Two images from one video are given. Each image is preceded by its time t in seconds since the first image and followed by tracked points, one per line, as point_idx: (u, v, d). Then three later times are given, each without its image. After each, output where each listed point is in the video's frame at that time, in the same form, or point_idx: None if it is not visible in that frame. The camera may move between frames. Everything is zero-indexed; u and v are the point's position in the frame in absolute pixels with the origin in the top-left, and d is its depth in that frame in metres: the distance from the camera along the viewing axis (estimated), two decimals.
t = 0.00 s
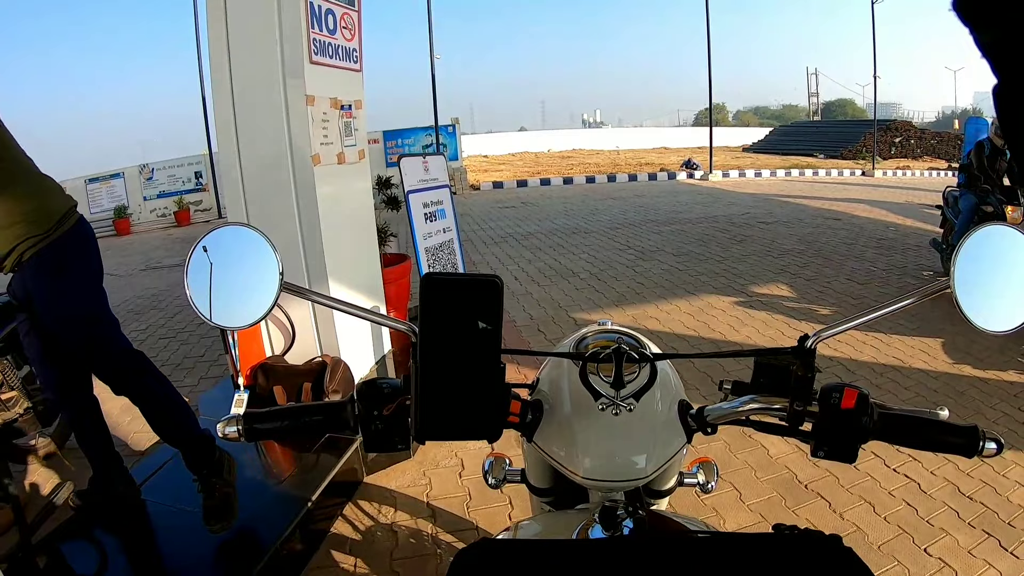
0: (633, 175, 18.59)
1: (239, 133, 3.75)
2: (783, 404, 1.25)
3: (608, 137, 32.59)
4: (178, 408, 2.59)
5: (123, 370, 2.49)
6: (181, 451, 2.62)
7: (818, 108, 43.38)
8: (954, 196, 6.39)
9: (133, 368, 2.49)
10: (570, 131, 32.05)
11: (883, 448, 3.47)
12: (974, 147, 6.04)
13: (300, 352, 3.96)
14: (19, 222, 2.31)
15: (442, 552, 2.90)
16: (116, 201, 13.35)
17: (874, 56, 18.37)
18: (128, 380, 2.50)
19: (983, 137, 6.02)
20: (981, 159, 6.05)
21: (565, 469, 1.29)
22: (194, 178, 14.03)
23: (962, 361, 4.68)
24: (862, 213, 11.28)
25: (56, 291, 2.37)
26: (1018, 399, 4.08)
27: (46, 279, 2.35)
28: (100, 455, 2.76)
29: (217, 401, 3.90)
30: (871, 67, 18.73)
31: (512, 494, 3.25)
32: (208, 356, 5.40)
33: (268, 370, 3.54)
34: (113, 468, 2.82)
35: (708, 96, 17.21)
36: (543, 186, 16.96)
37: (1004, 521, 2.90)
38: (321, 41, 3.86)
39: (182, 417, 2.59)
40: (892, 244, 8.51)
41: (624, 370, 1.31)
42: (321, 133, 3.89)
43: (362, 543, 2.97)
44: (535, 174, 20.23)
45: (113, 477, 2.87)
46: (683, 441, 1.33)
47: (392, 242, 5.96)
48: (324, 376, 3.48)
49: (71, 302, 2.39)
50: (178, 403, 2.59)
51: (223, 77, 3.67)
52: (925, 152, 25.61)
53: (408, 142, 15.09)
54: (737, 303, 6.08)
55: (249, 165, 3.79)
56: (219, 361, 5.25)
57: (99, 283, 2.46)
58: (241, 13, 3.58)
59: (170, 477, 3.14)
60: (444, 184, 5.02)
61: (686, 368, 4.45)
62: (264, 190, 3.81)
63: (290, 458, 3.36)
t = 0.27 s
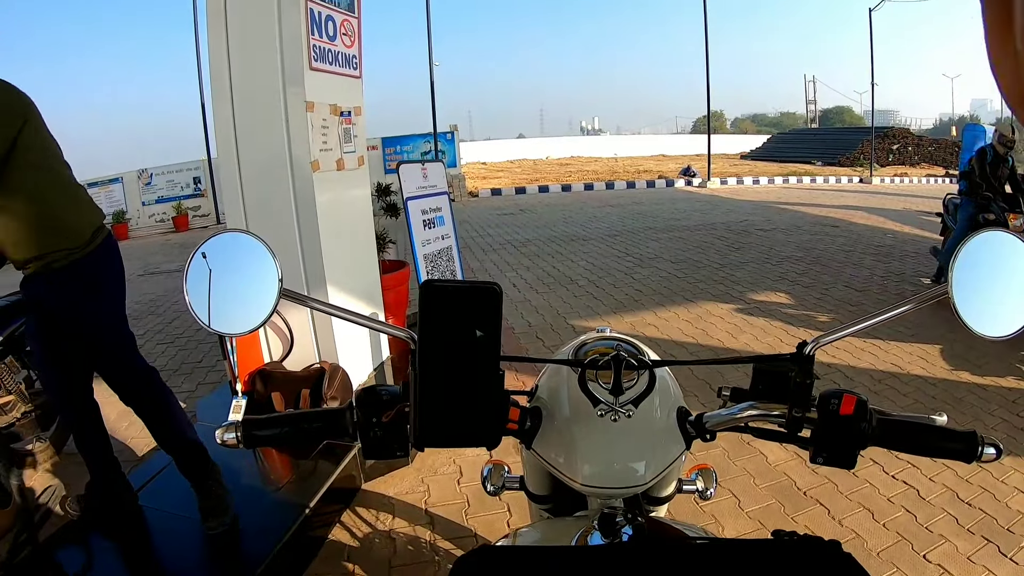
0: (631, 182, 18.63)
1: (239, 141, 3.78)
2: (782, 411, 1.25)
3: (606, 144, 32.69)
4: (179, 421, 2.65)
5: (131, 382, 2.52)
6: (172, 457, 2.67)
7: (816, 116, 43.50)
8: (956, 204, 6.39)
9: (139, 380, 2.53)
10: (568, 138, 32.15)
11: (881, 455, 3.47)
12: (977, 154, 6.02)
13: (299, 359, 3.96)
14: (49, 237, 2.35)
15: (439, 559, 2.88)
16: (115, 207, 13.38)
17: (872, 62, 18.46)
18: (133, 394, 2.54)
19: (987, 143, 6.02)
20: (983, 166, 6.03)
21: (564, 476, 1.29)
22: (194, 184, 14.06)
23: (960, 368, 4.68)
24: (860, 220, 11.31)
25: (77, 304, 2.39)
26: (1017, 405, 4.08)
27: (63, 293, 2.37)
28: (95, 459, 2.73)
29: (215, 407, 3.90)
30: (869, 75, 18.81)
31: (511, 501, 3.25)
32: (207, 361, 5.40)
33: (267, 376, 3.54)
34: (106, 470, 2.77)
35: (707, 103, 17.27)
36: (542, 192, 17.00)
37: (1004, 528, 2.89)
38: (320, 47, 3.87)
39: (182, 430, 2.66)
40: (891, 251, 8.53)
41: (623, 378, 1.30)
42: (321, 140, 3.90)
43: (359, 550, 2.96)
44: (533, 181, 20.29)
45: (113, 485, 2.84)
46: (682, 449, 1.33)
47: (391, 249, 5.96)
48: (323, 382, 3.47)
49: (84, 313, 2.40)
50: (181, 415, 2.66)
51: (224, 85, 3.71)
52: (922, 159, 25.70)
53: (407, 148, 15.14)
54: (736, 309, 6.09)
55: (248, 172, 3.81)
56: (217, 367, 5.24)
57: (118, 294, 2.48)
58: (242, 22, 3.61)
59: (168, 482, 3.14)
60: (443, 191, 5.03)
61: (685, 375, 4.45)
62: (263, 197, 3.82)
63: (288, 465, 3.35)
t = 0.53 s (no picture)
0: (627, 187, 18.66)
1: (235, 145, 3.76)
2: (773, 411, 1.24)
3: (602, 150, 32.74)
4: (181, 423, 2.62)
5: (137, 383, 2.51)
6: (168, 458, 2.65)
7: (811, 120, 43.61)
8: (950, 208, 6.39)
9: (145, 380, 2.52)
10: (564, 143, 32.20)
11: (877, 458, 3.47)
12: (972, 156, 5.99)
13: (293, 362, 3.95)
14: (85, 243, 2.37)
15: (434, 564, 2.88)
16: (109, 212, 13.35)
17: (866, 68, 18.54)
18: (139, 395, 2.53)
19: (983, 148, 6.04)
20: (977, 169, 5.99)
21: (554, 478, 1.28)
22: (189, 188, 14.03)
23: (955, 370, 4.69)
24: (855, 224, 11.35)
25: (99, 310, 2.38)
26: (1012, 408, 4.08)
27: (88, 294, 2.37)
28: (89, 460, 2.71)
29: (208, 411, 3.87)
30: (863, 80, 18.90)
31: (506, 505, 3.23)
32: (201, 366, 5.37)
33: (261, 380, 3.52)
34: (98, 469, 2.75)
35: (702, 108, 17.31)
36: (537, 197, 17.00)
37: (1000, 529, 2.89)
38: (315, 51, 3.86)
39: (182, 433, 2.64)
40: (885, 255, 8.55)
41: (612, 379, 1.29)
42: (316, 143, 3.90)
43: (353, 554, 2.94)
44: (529, 186, 20.31)
45: (107, 488, 2.81)
46: (674, 449, 1.32)
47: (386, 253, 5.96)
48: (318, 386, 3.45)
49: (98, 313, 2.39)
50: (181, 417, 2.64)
51: (219, 89, 3.70)
52: (917, 164, 25.81)
53: (403, 153, 15.15)
54: (731, 313, 6.09)
55: (243, 176, 3.80)
56: (211, 371, 5.22)
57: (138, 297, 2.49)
58: (238, 25, 3.61)
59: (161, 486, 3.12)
60: (438, 195, 5.02)
61: (680, 378, 4.45)
62: (258, 200, 3.81)
63: (282, 469, 3.33)
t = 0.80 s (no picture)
0: (620, 189, 18.70)
1: (226, 151, 3.76)
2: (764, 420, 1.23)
3: (595, 153, 32.80)
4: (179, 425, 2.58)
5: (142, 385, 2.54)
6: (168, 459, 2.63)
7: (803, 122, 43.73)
8: (945, 210, 6.43)
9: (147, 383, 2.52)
10: (557, 146, 32.26)
11: (871, 459, 3.47)
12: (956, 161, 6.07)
13: (285, 369, 3.94)
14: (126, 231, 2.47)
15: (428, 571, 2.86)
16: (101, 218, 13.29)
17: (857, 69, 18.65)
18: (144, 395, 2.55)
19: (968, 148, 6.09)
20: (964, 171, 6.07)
21: (543, 489, 1.27)
22: (182, 194, 14.01)
23: (948, 371, 4.71)
24: (848, 225, 11.39)
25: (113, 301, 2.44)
26: (1005, 408, 4.10)
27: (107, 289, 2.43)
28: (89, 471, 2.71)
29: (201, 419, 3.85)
30: (854, 81, 19.02)
31: (500, 511, 3.22)
32: (194, 373, 5.34)
33: (254, 387, 3.48)
34: (99, 478, 2.74)
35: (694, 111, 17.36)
36: (530, 201, 17.01)
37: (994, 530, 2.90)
38: (307, 56, 3.85)
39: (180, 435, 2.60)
40: (878, 256, 8.59)
41: (599, 390, 1.30)
42: (307, 150, 3.88)
43: (348, 562, 2.90)
44: (523, 189, 20.34)
45: (102, 497, 2.80)
46: (663, 459, 1.32)
47: (379, 258, 5.94)
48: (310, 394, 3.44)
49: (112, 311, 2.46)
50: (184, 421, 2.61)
51: (212, 97, 3.70)
52: (908, 164, 25.96)
53: (396, 157, 15.15)
54: (725, 316, 6.10)
55: (235, 184, 3.78)
56: (205, 378, 5.19)
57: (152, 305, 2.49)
58: (229, 33, 3.61)
59: (157, 492, 3.12)
60: (430, 200, 5.01)
61: (673, 382, 4.44)
62: (251, 208, 3.79)
63: (275, 474, 3.31)
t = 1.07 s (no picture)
0: (616, 191, 18.70)
1: (221, 155, 3.73)
2: (767, 429, 1.23)
3: (591, 154, 32.82)
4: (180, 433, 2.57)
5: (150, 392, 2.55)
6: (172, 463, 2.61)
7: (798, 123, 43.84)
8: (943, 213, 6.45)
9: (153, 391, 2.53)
10: (553, 148, 32.26)
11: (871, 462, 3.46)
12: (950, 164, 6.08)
13: (281, 374, 3.92)
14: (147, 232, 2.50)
15: None
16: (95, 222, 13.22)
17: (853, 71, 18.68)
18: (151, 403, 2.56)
19: (960, 152, 6.07)
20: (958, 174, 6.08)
21: (543, 501, 1.25)
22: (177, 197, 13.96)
23: (946, 372, 4.70)
24: (844, 226, 11.41)
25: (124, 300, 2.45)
26: (1004, 409, 4.09)
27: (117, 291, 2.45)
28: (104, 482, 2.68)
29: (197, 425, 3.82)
30: (850, 83, 19.06)
31: (498, 516, 3.20)
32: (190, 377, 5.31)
33: (250, 391, 3.48)
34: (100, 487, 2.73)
35: (690, 112, 17.36)
36: (527, 202, 17.00)
37: (995, 532, 2.89)
38: (302, 58, 3.83)
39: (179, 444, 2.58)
40: (874, 257, 8.59)
41: (601, 400, 1.30)
42: (303, 152, 3.86)
43: (346, 567, 2.86)
44: (519, 191, 20.33)
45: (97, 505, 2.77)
46: (665, 467, 1.31)
47: (375, 262, 5.92)
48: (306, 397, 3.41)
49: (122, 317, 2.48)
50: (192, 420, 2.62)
51: (207, 99, 3.68)
52: (904, 165, 26.02)
53: (391, 160, 15.13)
54: (722, 318, 6.08)
55: (231, 187, 3.75)
56: (200, 383, 5.16)
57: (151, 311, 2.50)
58: (224, 35, 3.60)
59: (155, 496, 3.10)
60: (426, 203, 4.99)
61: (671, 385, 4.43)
62: (247, 210, 3.77)
63: (272, 482, 3.29)
